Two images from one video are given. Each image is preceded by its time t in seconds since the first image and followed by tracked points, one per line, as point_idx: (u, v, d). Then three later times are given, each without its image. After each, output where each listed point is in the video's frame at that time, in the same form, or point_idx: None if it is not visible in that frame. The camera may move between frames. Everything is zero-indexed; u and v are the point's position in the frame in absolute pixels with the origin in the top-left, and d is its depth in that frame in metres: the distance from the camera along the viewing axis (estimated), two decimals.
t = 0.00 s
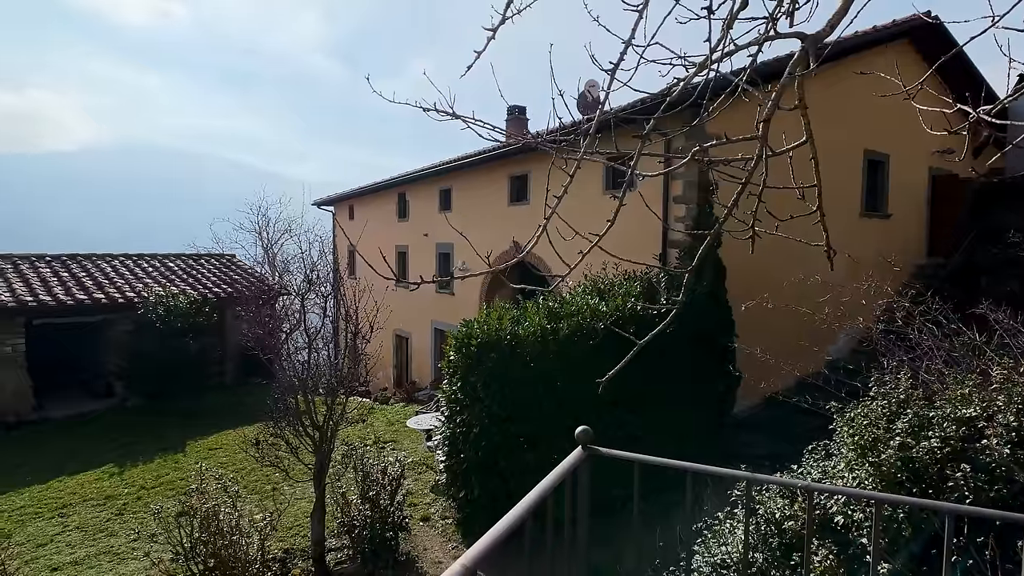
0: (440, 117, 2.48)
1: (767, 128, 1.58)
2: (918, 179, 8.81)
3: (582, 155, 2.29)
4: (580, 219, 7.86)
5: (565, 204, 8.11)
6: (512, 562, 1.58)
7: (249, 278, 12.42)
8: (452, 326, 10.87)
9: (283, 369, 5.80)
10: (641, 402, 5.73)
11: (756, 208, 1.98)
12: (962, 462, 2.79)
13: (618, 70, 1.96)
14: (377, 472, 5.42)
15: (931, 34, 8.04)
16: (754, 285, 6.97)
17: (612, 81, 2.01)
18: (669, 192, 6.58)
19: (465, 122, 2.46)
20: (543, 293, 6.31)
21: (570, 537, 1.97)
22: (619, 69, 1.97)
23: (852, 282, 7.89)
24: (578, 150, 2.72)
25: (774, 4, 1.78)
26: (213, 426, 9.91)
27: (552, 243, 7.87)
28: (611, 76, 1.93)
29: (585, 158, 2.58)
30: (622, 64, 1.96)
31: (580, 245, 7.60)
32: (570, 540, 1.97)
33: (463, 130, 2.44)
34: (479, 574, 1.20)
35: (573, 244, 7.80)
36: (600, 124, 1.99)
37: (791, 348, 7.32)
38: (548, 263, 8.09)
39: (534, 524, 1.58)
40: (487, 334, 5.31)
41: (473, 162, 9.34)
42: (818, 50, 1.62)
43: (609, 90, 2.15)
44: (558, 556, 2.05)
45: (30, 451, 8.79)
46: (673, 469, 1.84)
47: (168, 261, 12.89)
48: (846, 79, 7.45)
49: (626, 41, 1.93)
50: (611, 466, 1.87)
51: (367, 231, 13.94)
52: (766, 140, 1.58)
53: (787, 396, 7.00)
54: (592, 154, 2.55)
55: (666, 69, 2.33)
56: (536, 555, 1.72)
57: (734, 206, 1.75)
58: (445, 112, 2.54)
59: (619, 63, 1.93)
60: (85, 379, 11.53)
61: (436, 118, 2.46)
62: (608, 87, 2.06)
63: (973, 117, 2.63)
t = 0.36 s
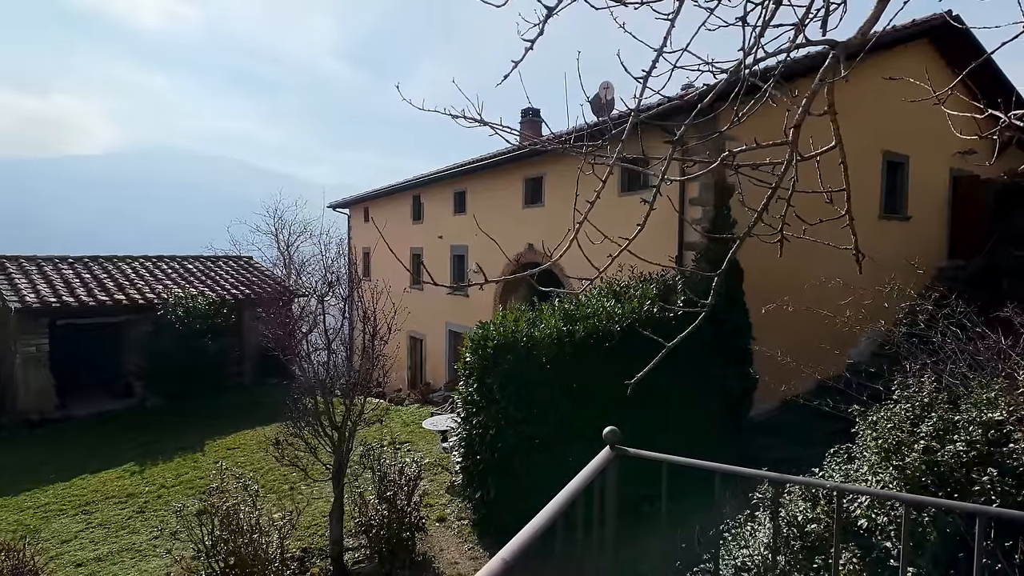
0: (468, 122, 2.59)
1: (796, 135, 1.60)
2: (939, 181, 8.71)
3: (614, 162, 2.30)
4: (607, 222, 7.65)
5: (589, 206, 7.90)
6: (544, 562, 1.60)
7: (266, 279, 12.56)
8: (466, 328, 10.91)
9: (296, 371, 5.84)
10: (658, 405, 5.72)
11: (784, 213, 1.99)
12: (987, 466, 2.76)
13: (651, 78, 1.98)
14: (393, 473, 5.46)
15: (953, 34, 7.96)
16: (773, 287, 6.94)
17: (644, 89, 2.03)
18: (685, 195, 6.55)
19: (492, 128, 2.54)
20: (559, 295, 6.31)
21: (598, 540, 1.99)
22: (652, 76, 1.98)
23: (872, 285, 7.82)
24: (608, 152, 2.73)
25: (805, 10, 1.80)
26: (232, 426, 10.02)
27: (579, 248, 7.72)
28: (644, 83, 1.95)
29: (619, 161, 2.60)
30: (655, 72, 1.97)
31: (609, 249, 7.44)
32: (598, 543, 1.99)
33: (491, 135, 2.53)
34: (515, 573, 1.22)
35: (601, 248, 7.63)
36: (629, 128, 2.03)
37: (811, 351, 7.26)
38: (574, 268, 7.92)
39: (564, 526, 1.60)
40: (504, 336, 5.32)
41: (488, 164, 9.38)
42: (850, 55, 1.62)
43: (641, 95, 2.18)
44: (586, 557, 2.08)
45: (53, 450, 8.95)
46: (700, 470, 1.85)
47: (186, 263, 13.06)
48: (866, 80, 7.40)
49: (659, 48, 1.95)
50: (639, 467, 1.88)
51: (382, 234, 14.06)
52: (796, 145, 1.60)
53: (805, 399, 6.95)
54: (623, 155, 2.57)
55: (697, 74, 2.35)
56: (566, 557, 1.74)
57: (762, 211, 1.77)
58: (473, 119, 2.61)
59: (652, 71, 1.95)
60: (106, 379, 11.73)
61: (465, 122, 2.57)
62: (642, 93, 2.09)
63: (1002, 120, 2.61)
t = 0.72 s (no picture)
0: (493, 123, 2.62)
1: (826, 138, 1.59)
2: (960, 181, 8.59)
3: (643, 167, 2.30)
4: (634, 224, 7.44)
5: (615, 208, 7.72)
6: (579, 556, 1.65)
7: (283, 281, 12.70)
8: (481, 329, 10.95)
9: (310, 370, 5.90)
10: (676, 407, 5.70)
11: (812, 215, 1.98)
12: (1015, 468, 2.73)
13: (682, 83, 1.98)
14: (411, 472, 5.51)
15: (974, 33, 7.85)
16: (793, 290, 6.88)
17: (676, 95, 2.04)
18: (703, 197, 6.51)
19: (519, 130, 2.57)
20: (575, 296, 6.31)
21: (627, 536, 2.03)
22: (683, 80, 1.99)
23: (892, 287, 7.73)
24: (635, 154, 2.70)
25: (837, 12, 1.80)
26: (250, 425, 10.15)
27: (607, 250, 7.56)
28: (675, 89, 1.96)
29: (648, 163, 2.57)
30: (686, 77, 1.98)
31: (637, 250, 7.30)
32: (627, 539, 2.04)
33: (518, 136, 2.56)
34: (556, 563, 1.27)
35: (629, 248, 7.49)
36: (661, 131, 2.04)
37: (830, 354, 7.19)
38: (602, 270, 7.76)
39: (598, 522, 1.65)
40: (521, 337, 5.33)
41: (503, 166, 9.42)
42: (880, 58, 1.63)
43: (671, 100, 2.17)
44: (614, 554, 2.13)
45: (75, 449, 9.11)
46: (729, 468, 1.90)
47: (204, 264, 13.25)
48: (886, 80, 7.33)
49: (690, 54, 1.95)
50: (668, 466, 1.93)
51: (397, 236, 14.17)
52: (825, 148, 1.60)
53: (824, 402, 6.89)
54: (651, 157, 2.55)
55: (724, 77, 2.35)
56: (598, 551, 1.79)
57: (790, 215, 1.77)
58: (501, 120, 2.56)
59: (684, 77, 1.96)
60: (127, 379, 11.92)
61: (489, 123, 2.61)
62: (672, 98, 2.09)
63: None
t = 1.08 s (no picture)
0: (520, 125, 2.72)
1: (853, 140, 1.60)
2: (981, 181, 8.48)
3: (670, 168, 2.32)
4: (660, 223, 7.25)
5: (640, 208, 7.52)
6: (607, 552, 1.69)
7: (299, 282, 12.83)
8: (495, 331, 10.96)
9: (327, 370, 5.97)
10: (692, 409, 5.68)
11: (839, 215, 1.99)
12: None
13: (709, 84, 2.02)
14: (427, 473, 5.54)
15: (996, 32, 7.76)
16: (813, 291, 6.81)
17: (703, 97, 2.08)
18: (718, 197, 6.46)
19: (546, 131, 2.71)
20: (590, 298, 6.31)
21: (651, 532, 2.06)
22: (711, 81, 2.03)
23: (913, 288, 7.64)
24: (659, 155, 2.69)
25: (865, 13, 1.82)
26: (267, 425, 10.24)
27: (631, 250, 7.38)
28: (703, 89, 2.00)
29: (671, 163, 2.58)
30: (713, 78, 2.01)
31: (661, 249, 7.11)
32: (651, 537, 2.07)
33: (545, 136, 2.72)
34: (588, 557, 1.30)
35: (655, 249, 7.29)
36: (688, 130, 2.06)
37: (849, 355, 7.12)
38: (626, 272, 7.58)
39: (625, 519, 1.68)
40: (536, 338, 5.34)
41: (517, 168, 9.46)
42: (908, 59, 1.62)
43: (697, 100, 2.20)
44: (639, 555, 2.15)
45: (96, 447, 9.26)
46: (755, 467, 1.92)
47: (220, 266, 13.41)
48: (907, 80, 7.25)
49: (718, 55, 1.99)
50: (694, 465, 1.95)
51: (411, 238, 14.24)
52: (853, 149, 1.61)
53: (842, 405, 6.83)
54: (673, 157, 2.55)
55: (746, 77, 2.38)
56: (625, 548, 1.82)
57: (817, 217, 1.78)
58: (525, 123, 2.71)
59: (711, 78, 1.99)
60: (146, 378, 12.09)
61: (517, 126, 2.71)
62: (699, 99, 2.12)
63: None
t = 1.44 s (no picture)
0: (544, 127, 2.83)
1: (882, 138, 1.63)
2: (1002, 181, 8.37)
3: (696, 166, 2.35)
4: (687, 223, 7.07)
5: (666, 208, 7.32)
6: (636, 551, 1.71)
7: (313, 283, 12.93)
8: (508, 332, 10.96)
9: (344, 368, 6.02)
10: (708, 411, 5.64)
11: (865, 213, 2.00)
12: None
13: (736, 82, 2.06)
14: (441, 473, 5.56)
15: (1018, 30, 7.67)
16: (832, 291, 6.76)
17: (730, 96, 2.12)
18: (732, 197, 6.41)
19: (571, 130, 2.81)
20: (604, 299, 6.30)
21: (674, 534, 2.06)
22: (738, 79, 2.07)
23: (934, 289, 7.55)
24: (683, 155, 2.69)
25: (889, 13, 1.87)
26: (282, 425, 10.32)
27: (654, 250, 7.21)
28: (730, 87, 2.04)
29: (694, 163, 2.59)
30: (740, 76, 2.06)
31: (687, 249, 6.98)
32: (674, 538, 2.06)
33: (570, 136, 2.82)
34: (617, 555, 1.31)
35: (679, 248, 7.17)
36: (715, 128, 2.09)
37: (868, 357, 7.05)
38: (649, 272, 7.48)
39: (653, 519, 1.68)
40: (550, 339, 5.35)
41: (530, 169, 9.46)
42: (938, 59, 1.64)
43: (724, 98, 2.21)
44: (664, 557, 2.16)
45: (114, 446, 9.38)
46: (777, 466, 1.93)
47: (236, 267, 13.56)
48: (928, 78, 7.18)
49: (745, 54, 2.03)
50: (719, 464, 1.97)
51: (424, 239, 14.30)
52: (881, 147, 1.63)
53: (860, 407, 6.77)
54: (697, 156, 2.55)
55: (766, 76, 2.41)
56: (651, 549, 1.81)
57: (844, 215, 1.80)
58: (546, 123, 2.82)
59: (738, 76, 2.03)
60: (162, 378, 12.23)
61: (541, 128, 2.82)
62: (725, 97, 2.14)
63: None
